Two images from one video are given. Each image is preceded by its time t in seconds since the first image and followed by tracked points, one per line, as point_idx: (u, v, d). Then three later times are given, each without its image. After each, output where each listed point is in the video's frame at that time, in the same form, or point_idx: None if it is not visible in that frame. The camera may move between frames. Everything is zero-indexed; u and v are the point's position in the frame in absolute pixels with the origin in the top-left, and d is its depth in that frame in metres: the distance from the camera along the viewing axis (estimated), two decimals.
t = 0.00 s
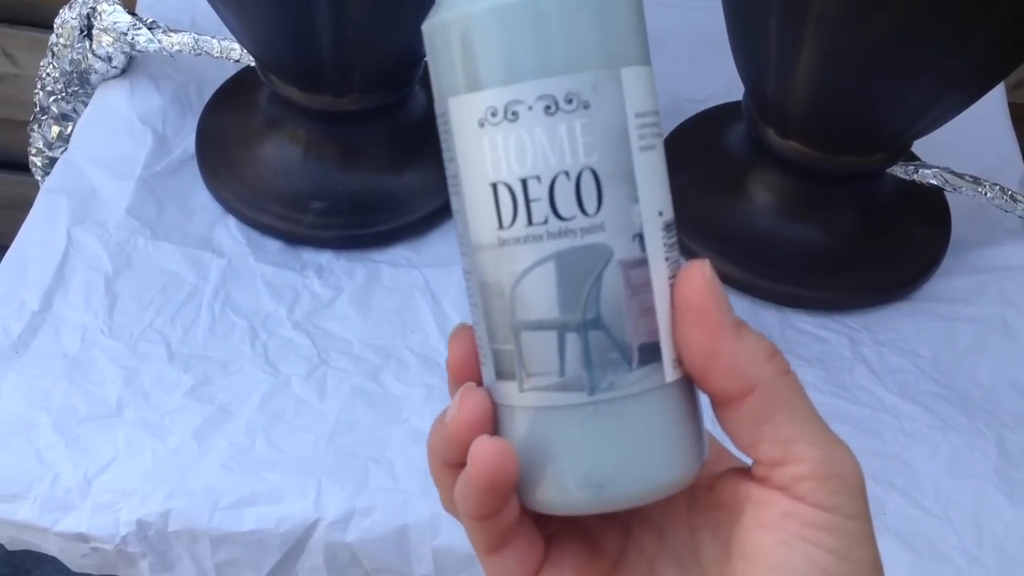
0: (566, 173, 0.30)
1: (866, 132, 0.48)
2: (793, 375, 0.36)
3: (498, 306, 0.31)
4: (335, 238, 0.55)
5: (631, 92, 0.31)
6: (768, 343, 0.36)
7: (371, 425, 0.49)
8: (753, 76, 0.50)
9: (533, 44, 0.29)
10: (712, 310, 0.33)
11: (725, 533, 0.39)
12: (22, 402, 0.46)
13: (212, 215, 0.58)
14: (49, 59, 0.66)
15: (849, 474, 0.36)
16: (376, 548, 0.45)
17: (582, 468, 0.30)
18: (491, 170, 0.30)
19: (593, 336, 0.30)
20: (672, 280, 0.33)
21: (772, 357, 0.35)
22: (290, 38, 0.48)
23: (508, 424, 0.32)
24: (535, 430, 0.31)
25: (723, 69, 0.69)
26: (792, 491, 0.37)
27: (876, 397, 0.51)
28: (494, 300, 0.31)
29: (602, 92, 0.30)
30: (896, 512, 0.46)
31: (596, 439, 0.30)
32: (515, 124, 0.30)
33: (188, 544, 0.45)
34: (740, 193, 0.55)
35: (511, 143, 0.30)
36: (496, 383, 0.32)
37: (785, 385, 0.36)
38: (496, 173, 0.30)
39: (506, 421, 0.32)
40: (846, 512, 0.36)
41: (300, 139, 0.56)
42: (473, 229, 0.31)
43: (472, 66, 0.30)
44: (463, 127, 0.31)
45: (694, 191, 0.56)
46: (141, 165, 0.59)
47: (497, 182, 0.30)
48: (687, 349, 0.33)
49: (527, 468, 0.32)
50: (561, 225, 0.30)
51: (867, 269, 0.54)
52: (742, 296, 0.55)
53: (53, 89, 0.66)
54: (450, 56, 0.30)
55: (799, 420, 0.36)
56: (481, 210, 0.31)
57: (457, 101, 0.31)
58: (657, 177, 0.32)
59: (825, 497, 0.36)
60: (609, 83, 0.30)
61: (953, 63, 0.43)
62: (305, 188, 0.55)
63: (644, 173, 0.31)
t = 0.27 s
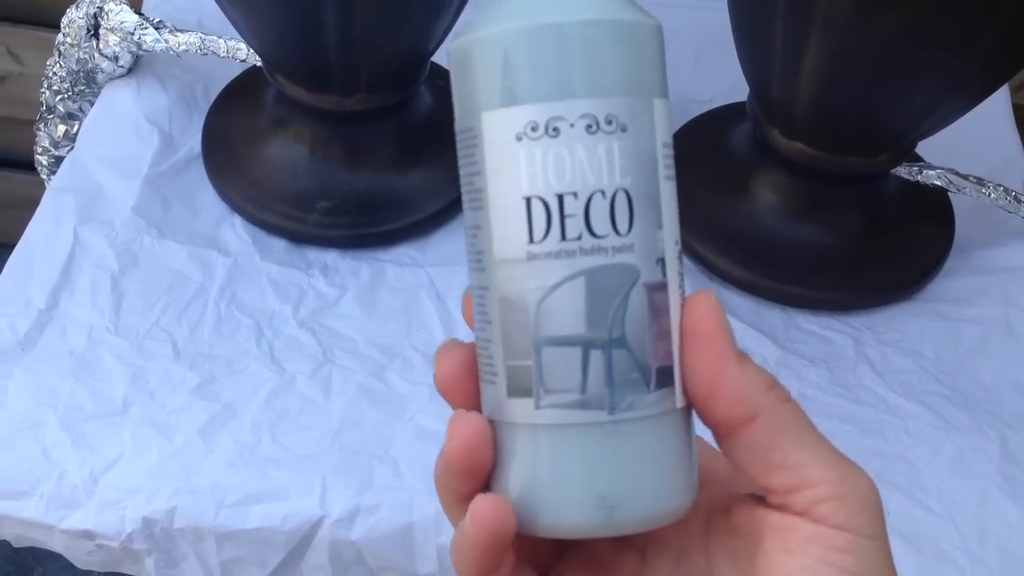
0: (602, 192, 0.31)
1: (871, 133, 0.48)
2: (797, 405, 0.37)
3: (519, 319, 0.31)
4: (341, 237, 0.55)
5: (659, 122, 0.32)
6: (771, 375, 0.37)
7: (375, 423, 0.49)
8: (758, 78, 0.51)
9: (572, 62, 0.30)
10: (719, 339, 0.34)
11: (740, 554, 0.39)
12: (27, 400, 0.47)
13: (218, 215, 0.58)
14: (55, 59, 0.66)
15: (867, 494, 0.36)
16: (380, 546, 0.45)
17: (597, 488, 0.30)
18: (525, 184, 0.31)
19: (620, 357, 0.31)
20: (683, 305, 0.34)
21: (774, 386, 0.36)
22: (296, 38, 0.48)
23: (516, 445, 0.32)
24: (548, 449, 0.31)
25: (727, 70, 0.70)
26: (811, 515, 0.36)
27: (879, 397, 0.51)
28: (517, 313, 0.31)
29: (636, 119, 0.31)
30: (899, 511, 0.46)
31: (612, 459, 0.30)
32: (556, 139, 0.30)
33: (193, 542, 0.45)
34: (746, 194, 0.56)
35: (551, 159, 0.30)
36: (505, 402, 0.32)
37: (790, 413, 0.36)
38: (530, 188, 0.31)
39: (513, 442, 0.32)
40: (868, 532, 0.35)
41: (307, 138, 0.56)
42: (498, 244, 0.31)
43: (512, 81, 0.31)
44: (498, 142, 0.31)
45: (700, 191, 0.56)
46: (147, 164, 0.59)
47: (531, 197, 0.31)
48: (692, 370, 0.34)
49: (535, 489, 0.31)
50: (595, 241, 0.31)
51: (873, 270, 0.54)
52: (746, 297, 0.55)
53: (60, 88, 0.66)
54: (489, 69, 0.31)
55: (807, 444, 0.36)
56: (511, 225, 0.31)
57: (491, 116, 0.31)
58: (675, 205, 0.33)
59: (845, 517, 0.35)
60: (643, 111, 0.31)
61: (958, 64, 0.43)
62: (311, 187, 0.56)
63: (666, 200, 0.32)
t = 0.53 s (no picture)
0: (599, 203, 0.31)
1: (868, 130, 0.48)
2: (783, 419, 0.36)
3: (512, 326, 0.31)
4: (338, 234, 0.55)
5: (659, 136, 0.32)
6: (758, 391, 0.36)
7: (371, 420, 0.49)
8: (755, 76, 0.51)
9: (574, 73, 0.30)
10: (707, 352, 0.34)
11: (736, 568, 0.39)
12: (22, 395, 0.46)
13: (215, 211, 0.58)
14: (52, 55, 0.66)
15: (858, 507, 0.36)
16: (375, 543, 0.45)
17: (584, 495, 0.30)
18: (523, 193, 0.31)
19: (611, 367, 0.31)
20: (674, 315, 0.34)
21: (761, 403, 0.36)
22: (293, 34, 0.48)
23: (504, 451, 0.32)
24: (536, 456, 0.31)
25: (724, 68, 0.70)
26: (803, 530, 0.36)
27: (875, 394, 0.51)
28: (510, 321, 0.31)
29: (636, 131, 0.31)
30: (894, 508, 0.46)
31: (599, 467, 0.30)
32: (555, 149, 0.30)
33: (187, 538, 0.45)
34: (742, 191, 0.55)
35: (549, 169, 0.30)
36: (494, 408, 0.32)
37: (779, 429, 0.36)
38: (526, 197, 0.31)
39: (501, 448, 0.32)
40: (859, 544, 0.36)
41: (304, 134, 0.56)
42: (493, 251, 0.31)
43: (514, 90, 0.31)
44: (497, 149, 0.31)
45: (697, 188, 0.56)
46: (144, 161, 0.59)
47: (528, 206, 0.31)
48: (679, 385, 0.34)
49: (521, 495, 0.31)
50: (589, 252, 0.31)
51: (870, 269, 0.54)
52: (743, 294, 0.55)
53: (56, 84, 0.66)
54: (492, 77, 0.31)
55: (797, 460, 0.36)
56: (507, 233, 0.31)
57: (492, 124, 0.31)
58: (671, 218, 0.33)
59: (836, 531, 0.35)
60: (643, 124, 0.31)
61: (955, 61, 0.43)
62: (307, 183, 0.55)
63: (663, 213, 0.32)
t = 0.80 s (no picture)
0: (563, 194, 0.30)
1: (864, 125, 0.48)
2: (754, 409, 0.36)
3: (478, 315, 0.31)
4: (332, 229, 0.55)
5: (629, 125, 0.31)
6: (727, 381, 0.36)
7: (365, 415, 0.48)
8: (751, 70, 0.50)
9: (540, 61, 0.30)
10: (680, 344, 0.33)
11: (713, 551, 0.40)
12: (15, 393, 0.46)
13: (209, 207, 0.58)
14: (46, 50, 0.65)
15: (829, 495, 0.36)
16: (370, 539, 0.45)
17: (545, 485, 0.30)
18: (488, 182, 0.31)
19: (572, 358, 0.31)
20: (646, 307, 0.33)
21: (731, 395, 0.35)
22: (286, 29, 0.48)
23: (470, 438, 0.32)
24: (499, 445, 0.31)
25: (721, 62, 0.69)
26: (776, 520, 0.37)
27: (872, 390, 0.51)
28: (475, 309, 0.31)
29: (604, 121, 0.31)
30: (890, 504, 0.46)
31: (561, 458, 0.31)
32: (519, 139, 0.30)
33: (182, 535, 0.45)
34: (737, 184, 0.55)
35: (512, 158, 0.30)
36: (461, 394, 0.32)
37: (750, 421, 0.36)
38: (490, 187, 0.31)
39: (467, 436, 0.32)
40: (831, 532, 0.36)
41: (298, 129, 0.56)
42: (460, 241, 0.32)
43: (480, 79, 0.30)
44: (464, 137, 0.31)
45: (692, 182, 0.56)
46: (138, 156, 0.59)
47: (492, 195, 0.31)
48: (651, 378, 0.33)
49: (485, 481, 0.32)
50: (552, 243, 0.30)
51: (865, 263, 0.54)
52: (740, 289, 0.55)
53: (50, 80, 0.65)
54: (460, 65, 0.31)
55: (769, 452, 0.36)
56: (473, 222, 0.31)
57: (460, 111, 0.31)
58: (645, 209, 0.32)
59: (808, 520, 0.36)
60: (612, 113, 0.31)
61: (952, 55, 0.43)
62: (302, 178, 0.55)
63: (633, 202, 0.32)
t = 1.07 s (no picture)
0: (519, 205, 0.30)
1: (860, 126, 0.48)
2: (721, 419, 0.35)
3: (443, 324, 0.31)
4: (328, 232, 0.55)
5: (591, 134, 0.31)
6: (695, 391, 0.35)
7: (361, 419, 0.48)
8: (747, 70, 0.50)
9: (496, 71, 0.30)
10: (647, 355, 0.33)
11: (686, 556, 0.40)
12: (9, 397, 0.46)
13: (204, 209, 0.57)
14: (40, 53, 0.65)
15: (799, 505, 0.35)
16: (365, 543, 0.45)
17: (504, 494, 0.31)
18: (448, 194, 0.31)
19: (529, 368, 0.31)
20: (613, 319, 0.32)
21: (696, 405, 0.35)
22: (281, 31, 0.48)
23: (436, 443, 0.32)
24: (461, 452, 0.31)
25: (717, 63, 0.69)
26: (746, 532, 0.36)
27: (869, 391, 0.51)
28: (440, 318, 0.31)
29: (563, 131, 0.30)
30: (888, 506, 0.46)
31: (518, 466, 0.30)
32: (476, 150, 0.30)
33: (177, 540, 0.44)
34: (733, 186, 0.55)
35: (470, 170, 0.30)
36: (429, 400, 0.32)
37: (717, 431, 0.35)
38: (450, 198, 0.31)
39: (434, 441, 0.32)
40: (801, 541, 0.35)
41: (293, 131, 0.55)
42: (426, 250, 0.32)
43: (440, 90, 0.30)
44: (428, 148, 0.31)
45: (688, 185, 0.56)
46: (132, 159, 0.59)
47: (452, 206, 0.31)
48: (616, 390, 0.33)
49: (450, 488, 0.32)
50: (510, 253, 0.30)
51: (861, 265, 0.54)
52: (736, 290, 0.55)
53: (45, 82, 0.65)
54: (422, 76, 0.31)
55: (736, 462, 0.35)
56: (436, 231, 0.31)
57: (424, 122, 0.31)
58: (612, 219, 0.32)
59: (777, 531, 0.35)
60: (571, 123, 0.30)
61: (949, 56, 0.43)
62: (297, 180, 0.55)
63: (597, 214, 0.31)
